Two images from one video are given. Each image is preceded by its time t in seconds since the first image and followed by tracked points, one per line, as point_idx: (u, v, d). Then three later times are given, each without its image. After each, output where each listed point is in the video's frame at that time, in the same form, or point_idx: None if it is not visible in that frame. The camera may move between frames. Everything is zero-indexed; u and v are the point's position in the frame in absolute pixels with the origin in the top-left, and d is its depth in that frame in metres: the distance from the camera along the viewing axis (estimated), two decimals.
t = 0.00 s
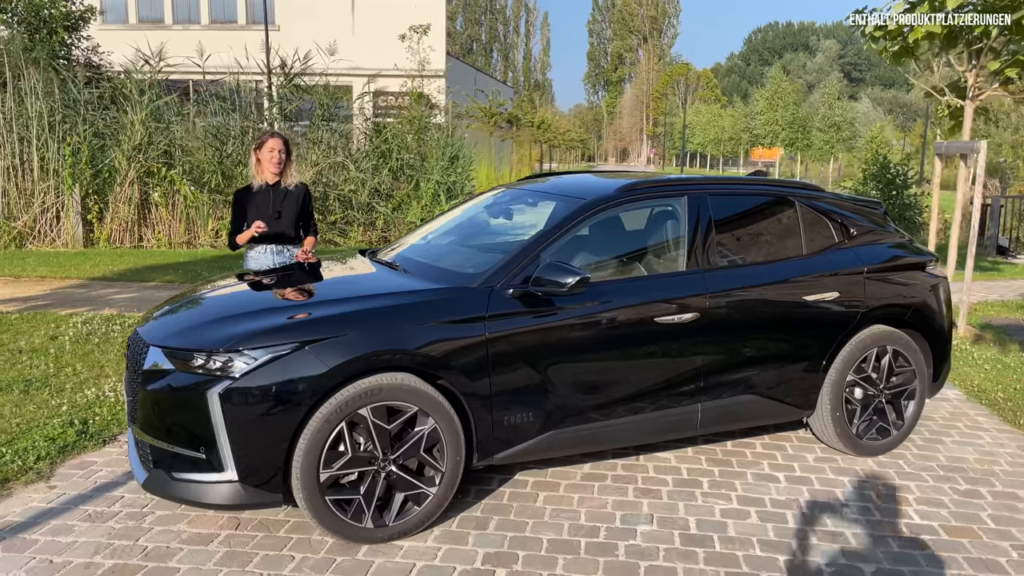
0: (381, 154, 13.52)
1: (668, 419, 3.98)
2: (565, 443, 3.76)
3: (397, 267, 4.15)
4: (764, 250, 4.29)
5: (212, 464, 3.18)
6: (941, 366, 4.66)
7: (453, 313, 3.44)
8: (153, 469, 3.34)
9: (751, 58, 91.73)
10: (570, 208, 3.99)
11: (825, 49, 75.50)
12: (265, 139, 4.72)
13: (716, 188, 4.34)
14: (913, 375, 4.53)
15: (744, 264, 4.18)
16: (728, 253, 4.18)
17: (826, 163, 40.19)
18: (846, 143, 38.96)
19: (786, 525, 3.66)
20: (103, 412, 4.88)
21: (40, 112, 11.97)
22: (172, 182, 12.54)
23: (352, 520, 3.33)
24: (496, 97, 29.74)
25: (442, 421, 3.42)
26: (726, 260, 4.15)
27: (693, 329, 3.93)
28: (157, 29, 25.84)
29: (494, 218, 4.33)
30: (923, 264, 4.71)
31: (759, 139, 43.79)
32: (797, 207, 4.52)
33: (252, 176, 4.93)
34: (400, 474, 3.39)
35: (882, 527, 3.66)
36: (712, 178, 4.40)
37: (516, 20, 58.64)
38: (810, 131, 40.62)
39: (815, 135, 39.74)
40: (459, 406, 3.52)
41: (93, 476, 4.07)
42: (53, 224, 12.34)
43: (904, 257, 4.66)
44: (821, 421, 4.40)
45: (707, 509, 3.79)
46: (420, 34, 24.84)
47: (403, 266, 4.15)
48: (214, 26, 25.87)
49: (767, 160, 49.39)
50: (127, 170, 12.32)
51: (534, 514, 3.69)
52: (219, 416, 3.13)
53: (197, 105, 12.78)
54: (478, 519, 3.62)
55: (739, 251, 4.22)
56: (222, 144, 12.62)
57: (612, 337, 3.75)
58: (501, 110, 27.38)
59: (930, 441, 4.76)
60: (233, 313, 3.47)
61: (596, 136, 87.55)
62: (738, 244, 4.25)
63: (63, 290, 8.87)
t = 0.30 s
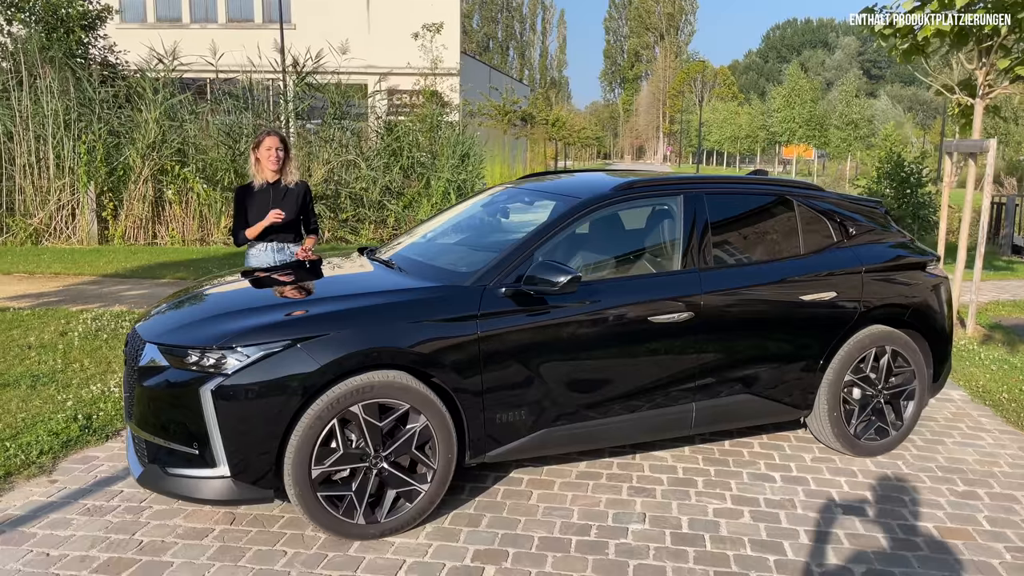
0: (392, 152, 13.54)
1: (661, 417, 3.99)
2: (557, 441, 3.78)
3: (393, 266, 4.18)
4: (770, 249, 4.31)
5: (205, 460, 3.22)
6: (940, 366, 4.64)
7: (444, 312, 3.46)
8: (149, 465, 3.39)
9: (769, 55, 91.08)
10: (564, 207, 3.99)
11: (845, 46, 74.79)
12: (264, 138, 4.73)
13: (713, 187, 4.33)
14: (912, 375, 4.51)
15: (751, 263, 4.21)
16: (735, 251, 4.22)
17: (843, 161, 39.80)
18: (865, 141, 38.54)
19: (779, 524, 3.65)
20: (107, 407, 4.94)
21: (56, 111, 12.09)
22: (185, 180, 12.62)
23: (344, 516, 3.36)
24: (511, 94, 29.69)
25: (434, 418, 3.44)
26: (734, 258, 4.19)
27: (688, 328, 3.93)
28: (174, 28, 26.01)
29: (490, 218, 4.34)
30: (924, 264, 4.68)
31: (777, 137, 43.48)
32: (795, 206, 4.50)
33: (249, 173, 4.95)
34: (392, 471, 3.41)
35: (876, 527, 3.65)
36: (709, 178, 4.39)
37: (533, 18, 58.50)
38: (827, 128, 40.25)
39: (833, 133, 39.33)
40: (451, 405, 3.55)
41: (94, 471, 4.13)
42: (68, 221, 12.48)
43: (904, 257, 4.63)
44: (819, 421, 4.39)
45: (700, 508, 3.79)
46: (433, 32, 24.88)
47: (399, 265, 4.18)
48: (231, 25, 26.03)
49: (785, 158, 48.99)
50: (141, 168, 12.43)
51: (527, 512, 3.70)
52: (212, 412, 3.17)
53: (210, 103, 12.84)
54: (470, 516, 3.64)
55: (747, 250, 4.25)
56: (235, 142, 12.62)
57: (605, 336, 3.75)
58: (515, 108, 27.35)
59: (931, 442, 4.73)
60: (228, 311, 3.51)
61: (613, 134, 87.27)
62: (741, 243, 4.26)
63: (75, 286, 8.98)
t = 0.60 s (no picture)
0: (404, 149, 13.54)
1: (656, 417, 3.94)
2: (549, 440, 3.74)
3: (387, 262, 4.16)
4: (776, 247, 4.26)
5: (191, 456, 3.22)
6: (945, 367, 4.56)
7: (433, 309, 3.44)
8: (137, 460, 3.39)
9: (790, 52, 90.34)
10: (559, 203, 3.95)
11: (867, 43, 74.03)
12: (260, 135, 4.73)
13: (712, 184, 4.27)
14: (915, 376, 4.43)
15: (752, 261, 4.15)
16: (741, 249, 4.17)
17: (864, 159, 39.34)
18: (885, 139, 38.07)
19: (773, 526, 3.60)
20: (107, 402, 4.96)
21: (70, 107, 12.18)
22: (197, 176, 12.68)
23: (331, 513, 3.35)
24: (527, 92, 29.61)
25: (423, 415, 3.41)
26: (741, 256, 4.15)
27: (683, 327, 3.88)
28: (192, 26, 26.16)
29: (487, 214, 4.31)
30: (928, 263, 4.60)
31: (797, 135, 43.11)
32: (797, 204, 4.43)
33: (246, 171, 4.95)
34: (380, 468, 3.39)
35: (872, 530, 3.59)
36: (708, 174, 4.33)
37: (551, 15, 58.32)
38: (847, 127, 39.80)
39: (853, 131, 38.89)
40: (441, 402, 3.52)
41: (90, 465, 4.14)
42: (82, 217, 12.60)
43: (908, 255, 4.55)
44: (819, 422, 4.33)
45: (694, 509, 3.74)
46: (446, 30, 24.89)
47: (393, 261, 4.16)
48: (249, 23, 26.16)
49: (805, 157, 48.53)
50: (154, 164, 12.49)
51: (518, 511, 3.67)
52: (198, 407, 3.16)
53: (223, 100, 12.88)
54: (460, 515, 3.61)
55: (750, 247, 4.20)
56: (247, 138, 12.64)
57: (597, 334, 3.71)
58: (531, 105, 27.28)
59: (935, 444, 4.65)
60: (218, 306, 3.50)
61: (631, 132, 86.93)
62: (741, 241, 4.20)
63: (85, 281, 9.03)
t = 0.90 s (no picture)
0: (415, 147, 13.52)
1: (648, 417, 3.89)
2: (538, 439, 3.70)
3: (379, 258, 4.13)
4: (779, 245, 4.21)
5: (174, 452, 3.21)
6: (946, 369, 4.47)
7: (418, 306, 3.40)
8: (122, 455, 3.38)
9: (812, 51, 89.47)
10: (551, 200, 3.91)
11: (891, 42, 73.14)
12: (255, 131, 4.73)
13: (708, 181, 4.21)
14: (916, 378, 4.35)
15: (749, 259, 4.08)
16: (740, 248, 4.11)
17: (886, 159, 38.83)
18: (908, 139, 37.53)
19: (764, 530, 3.53)
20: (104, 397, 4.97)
21: (84, 103, 12.28)
22: (209, 173, 12.72)
23: (314, 511, 3.32)
24: (544, 90, 29.48)
25: (408, 414, 3.38)
26: (749, 254, 4.10)
27: (676, 326, 3.82)
28: (211, 23, 26.31)
29: (479, 211, 4.28)
30: (931, 263, 4.51)
31: (818, 134, 42.65)
32: (796, 202, 4.36)
33: (243, 167, 4.96)
34: (364, 466, 3.37)
35: (865, 535, 3.52)
36: (705, 172, 4.27)
37: (571, 13, 58.06)
38: (869, 126, 39.27)
39: (876, 130, 38.40)
40: (427, 400, 3.49)
41: (82, 459, 4.14)
42: (96, 212, 12.71)
43: (910, 255, 4.46)
44: (816, 424, 4.25)
45: (685, 511, 3.68)
46: (461, 27, 24.83)
47: (384, 257, 4.13)
48: (268, 20, 26.24)
49: (826, 156, 48.01)
50: (167, 160, 12.54)
51: (505, 511, 3.63)
52: (179, 403, 3.15)
53: (236, 97, 12.90)
54: (447, 514, 3.58)
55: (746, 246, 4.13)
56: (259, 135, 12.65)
57: (588, 333, 3.66)
58: (548, 103, 27.15)
59: (938, 448, 4.55)
60: (204, 301, 3.48)
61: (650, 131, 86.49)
62: (737, 239, 4.14)
63: (96, 277, 9.08)
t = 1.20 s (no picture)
0: (430, 145, 13.55)
1: (642, 419, 3.86)
2: (531, 440, 3.68)
3: (375, 256, 4.13)
4: (781, 246, 4.16)
5: (165, 448, 3.22)
6: (953, 372, 4.40)
7: (410, 305, 3.39)
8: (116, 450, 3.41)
9: (837, 49, 88.46)
10: (547, 198, 3.88)
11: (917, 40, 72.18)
12: (254, 128, 4.73)
13: (708, 180, 4.17)
14: (920, 381, 4.28)
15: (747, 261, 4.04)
16: (738, 250, 4.06)
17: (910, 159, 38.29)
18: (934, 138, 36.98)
19: (757, 533, 3.49)
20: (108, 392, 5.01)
21: (103, 101, 12.40)
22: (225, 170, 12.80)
23: (305, 508, 3.33)
24: (563, 89, 29.39)
25: (399, 412, 3.38)
26: (759, 253, 4.09)
27: (673, 326, 3.79)
28: (233, 22, 26.51)
29: (478, 210, 4.26)
30: (936, 263, 4.44)
31: (842, 133, 42.17)
32: (799, 201, 4.30)
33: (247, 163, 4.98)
34: (355, 464, 3.37)
35: (861, 540, 3.47)
36: (705, 171, 4.22)
37: (592, 11, 57.90)
38: (893, 125, 38.73)
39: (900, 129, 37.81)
40: (419, 399, 3.48)
41: (82, 454, 4.18)
42: (115, 209, 12.85)
43: (915, 255, 4.39)
44: (817, 427, 4.20)
45: (679, 514, 3.65)
46: (478, 25, 24.78)
47: (381, 255, 4.12)
48: (289, 19, 26.38)
49: (849, 156, 47.46)
50: (185, 157, 12.63)
51: (498, 511, 3.62)
52: (170, 400, 3.17)
53: (252, 95, 12.97)
54: (439, 513, 3.57)
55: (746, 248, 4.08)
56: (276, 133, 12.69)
57: (581, 333, 3.64)
58: (567, 102, 27.04)
59: (944, 452, 4.48)
60: (198, 298, 3.50)
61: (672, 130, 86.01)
62: (737, 239, 4.09)
63: (110, 273, 9.16)
